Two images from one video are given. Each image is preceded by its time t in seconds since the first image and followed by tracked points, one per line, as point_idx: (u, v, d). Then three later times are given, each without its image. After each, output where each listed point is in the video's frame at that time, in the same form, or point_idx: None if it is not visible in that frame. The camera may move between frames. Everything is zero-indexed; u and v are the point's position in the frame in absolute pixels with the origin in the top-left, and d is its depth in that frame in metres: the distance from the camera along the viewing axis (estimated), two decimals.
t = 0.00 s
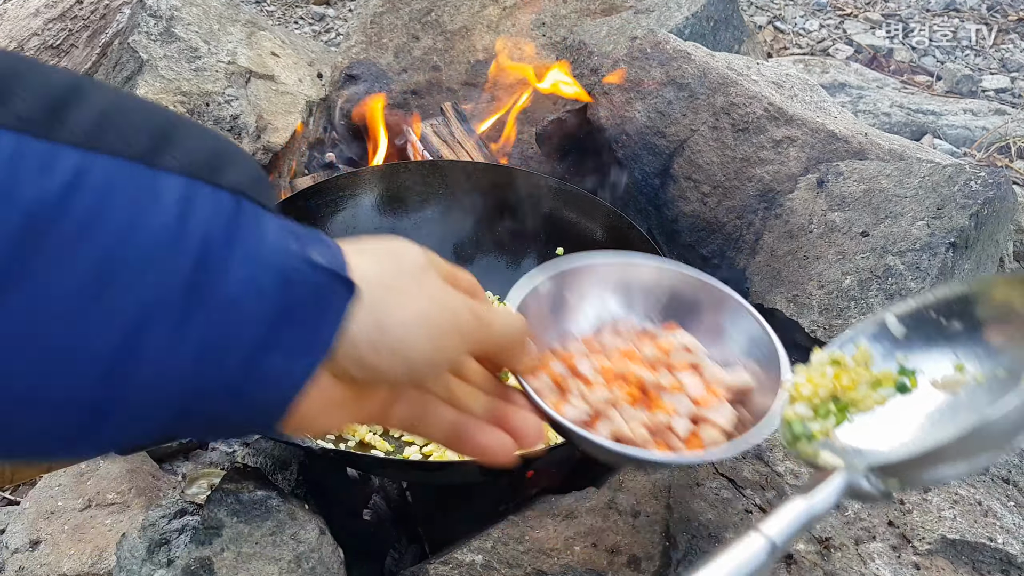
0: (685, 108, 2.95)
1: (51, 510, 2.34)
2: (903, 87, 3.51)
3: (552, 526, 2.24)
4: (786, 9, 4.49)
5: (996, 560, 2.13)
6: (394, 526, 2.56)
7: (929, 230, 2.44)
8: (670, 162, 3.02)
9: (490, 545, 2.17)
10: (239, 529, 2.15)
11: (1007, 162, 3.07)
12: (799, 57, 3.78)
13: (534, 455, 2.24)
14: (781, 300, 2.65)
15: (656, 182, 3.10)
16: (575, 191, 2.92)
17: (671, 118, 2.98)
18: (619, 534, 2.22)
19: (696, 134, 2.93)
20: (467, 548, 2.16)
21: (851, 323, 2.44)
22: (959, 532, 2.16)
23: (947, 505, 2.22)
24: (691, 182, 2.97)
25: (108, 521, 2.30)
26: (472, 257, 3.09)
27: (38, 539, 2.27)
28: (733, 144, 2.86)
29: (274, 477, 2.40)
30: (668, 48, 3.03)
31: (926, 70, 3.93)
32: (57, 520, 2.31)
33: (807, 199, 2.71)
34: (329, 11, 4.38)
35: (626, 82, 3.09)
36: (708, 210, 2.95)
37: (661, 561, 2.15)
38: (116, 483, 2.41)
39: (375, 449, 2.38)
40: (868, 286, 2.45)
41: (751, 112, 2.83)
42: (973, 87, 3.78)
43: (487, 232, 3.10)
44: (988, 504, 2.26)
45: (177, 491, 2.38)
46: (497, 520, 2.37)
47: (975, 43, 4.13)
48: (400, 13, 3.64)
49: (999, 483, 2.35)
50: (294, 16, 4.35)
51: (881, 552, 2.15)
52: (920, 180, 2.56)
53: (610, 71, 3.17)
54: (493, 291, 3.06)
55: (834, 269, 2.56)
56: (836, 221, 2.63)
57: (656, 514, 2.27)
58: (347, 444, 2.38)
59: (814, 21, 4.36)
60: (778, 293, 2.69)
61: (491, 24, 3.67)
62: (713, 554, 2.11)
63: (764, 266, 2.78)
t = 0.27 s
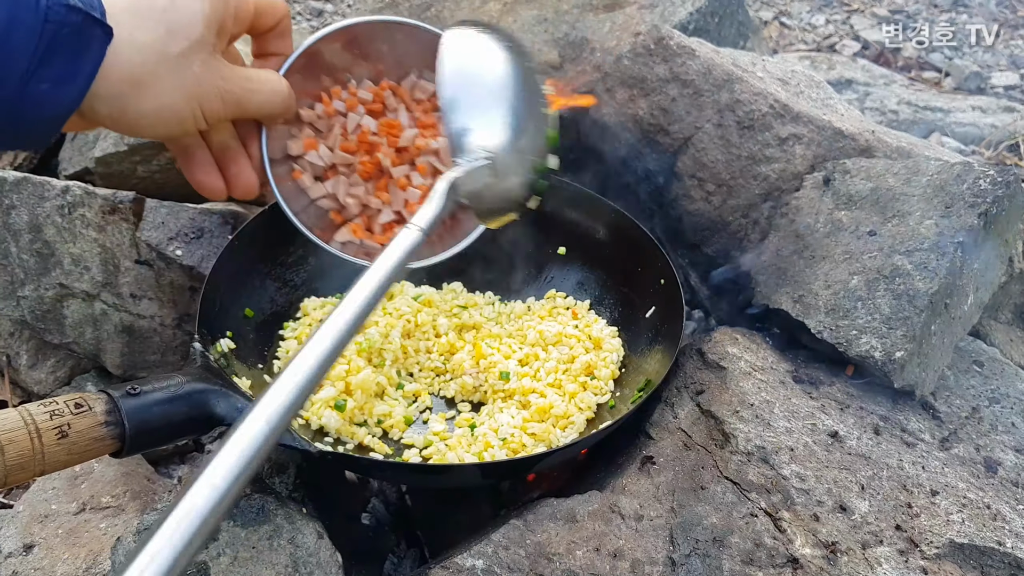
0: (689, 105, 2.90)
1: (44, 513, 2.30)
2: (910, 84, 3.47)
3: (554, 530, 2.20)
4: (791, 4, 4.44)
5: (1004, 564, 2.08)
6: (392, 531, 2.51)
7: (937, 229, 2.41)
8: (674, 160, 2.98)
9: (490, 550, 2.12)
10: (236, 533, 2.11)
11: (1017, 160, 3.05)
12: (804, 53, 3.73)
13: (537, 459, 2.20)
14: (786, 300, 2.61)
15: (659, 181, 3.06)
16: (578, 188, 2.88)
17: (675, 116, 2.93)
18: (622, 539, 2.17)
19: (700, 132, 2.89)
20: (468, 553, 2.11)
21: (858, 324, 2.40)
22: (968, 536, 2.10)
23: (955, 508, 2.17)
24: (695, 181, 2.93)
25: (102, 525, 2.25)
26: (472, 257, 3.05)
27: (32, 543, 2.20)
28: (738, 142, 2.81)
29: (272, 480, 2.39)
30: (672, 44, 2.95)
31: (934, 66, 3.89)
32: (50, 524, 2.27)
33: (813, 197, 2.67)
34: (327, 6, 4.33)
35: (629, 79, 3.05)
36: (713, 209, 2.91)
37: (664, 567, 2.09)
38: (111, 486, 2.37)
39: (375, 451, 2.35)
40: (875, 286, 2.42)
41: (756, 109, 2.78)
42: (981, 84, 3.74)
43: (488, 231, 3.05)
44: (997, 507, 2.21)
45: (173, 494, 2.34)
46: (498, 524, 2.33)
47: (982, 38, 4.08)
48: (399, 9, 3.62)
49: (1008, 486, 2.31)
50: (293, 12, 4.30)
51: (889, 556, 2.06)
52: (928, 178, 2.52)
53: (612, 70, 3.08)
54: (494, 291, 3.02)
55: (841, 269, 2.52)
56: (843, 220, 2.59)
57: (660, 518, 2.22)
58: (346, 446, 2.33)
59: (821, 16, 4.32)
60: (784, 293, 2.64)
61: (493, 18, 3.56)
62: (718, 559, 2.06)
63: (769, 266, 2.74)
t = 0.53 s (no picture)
0: (691, 104, 2.89)
1: (42, 515, 2.29)
2: (914, 83, 3.46)
3: (556, 531, 2.18)
4: (794, 3, 4.43)
5: (1008, 566, 2.06)
6: (393, 532, 2.50)
7: (940, 229, 2.40)
8: (677, 159, 2.97)
9: (491, 551, 2.11)
10: (236, 534, 2.10)
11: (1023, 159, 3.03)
12: (807, 52, 3.72)
13: (538, 459, 2.19)
14: (789, 300, 2.60)
15: (662, 180, 3.04)
16: (579, 188, 2.88)
17: (677, 115, 2.92)
18: (624, 540, 2.15)
19: (703, 131, 2.88)
20: (469, 554, 2.09)
21: (861, 324, 2.38)
22: (972, 538, 2.08)
23: (959, 510, 2.16)
24: (698, 180, 2.92)
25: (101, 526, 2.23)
26: (472, 257, 3.04)
27: (29, 545, 2.20)
28: (740, 141, 2.80)
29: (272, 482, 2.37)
30: (674, 43, 2.94)
31: (938, 65, 3.87)
32: (49, 525, 2.26)
33: (816, 197, 2.66)
34: (328, 5, 4.32)
35: (631, 78, 3.04)
36: (716, 209, 2.89)
37: (667, 568, 2.07)
38: (110, 487, 2.35)
39: (375, 452, 2.33)
40: (878, 286, 2.41)
41: (759, 108, 2.77)
42: (986, 83, 3.73)
43: (489, 231, 3.04)
44: (1001, 509, 2.19)
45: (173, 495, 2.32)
46: (499, 525, 2.32)
47: (987, 37, 4.07)
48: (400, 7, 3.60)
49: (1012, 487, 2.29)
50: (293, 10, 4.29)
51: (892, 558, 2.04)
52: (932, 178, 2.50)
53: (615, 68, 3.10)
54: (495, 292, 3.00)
55: (844, 269, 2.50)
56: (846, 220, 2.58)
57: (662, 519, 2.21)
58: (346, 446, 2.32)
59: (824, 15, 4.31)
60: (787, 293, 2.63)
61: (494, 18, 3.61)
62: (720, 561, 2.05)
63: (772, 266, 2.73)
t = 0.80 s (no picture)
0: (694, 102, 2.86)
1: (38, 518, 2.27)
2: (919, 80, 3.42)
3: (558, 534, 2.15)
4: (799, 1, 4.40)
5: (1016, 570, 2.03)
6: (393, 534, 2.45)
7: (947, 228, 2.37)
8: (680, 158, 2.94)
9: (493, 554, 2.07)
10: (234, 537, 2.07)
11: None
12: (812, 49, 3.69)
13: (540, 461, 2.16)
14: (793, 300, 2.57)
15: (664, 179, 3.01)
16: (581, 187, 2.85)
17: (680, 113, 2.88)
18: (626, 543, 2.12)
19: (706, 129, 2.84)
20: (470, 557, 2.06)
21: (866, 324, 2.35)
22: (978, 541, 2.05)
23: (966, 512, 2.12)
24: (701, 179, 2.88)
25: (97, 529, 2.21)
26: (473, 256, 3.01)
27: (25, 548, 2.18)
28: (744, 139, 2.77)
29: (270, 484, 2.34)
30: (677, 40, 2.90)
31: (944, 63, 3.84)
32: (45, 528, 2.23)
33: (821, 196, 2.63)
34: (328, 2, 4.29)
35: (633, 75, 3.00)
36: (719, 208, 2.86)
37: (670, 571, 2.04)
38: (106, 489, 2.32)
39: (375, 454, 2.30)
40: (883, 286, 2.38)
41: (763, 106, 2.74)
42: (993, 80, 3.70)
43: (490, 230, 3.01)
44: (1009, 511, 2.16)
45: (170, 498, 2.30)
46: (500, 528, 2.28)
47: (994, 35, 4.04)
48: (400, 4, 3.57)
49: (1020, 489, 2.26)
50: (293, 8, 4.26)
51: (898, 561, 2.01)
52: (938, 176, 2.47)
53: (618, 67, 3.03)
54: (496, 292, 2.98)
55: (849, 268, 2.47)
56: (851, 219, 2.54)
57: (665, 521, 2.17)
58: (347, 448, 2.30)
59: (828, 12, 4.28)
60: (791, 293, 2.60)
61: (495, 15, 3.57)
62: (723, 564, 2.01)
63: (776, 265, 2.70)
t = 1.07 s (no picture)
0: (698, 100, 2.83)
1: (34, 520, 2.24)
2: (925, 78, 3.39)
3: (560, 537, 2.12)
4: None
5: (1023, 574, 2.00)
6: (393, 537, 2.41)
7: (953, 228, 2.34)
8: (683, 157, 2.91)
9: (494, 557, 2.04)
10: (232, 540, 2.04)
11: None
12: (817, 47, 3.66)
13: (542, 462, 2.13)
14: (798, 301, 2.54)
15: (668, 177, 2.98)
16: (584, 185, 2.82)
17: (684, 111, 2.85)
18: (629, 546, 2.09)
19: (709, 127, 2.81)
20: (471, 560, 2.03)
21: (872, 325, 2.32)
22: (985, 544, 2.02)
23: (972, 515, 2.09)
24: (704, 178, 2.85)
25: (94, 532, 2.18)
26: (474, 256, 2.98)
27: (21, 551, 2.16)
28: (748, 138, 2.74)
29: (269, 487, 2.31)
30: (680, 38, 2.87)
31: (950, 60, 3.81)
32: (41, 531, 2.21)
33: (826, 195, 2.60)
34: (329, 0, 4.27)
35: (636, 73, 2.97)
36: (723, 207, 2.83)
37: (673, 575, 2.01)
38: (103, 492, 2.29)
39: (375, 456, 2.26)
40: (889, 286, 2.35)
41: (767, 104, 2.71)
42: (999, 78, 3.66)
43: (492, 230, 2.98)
44: (1016, 514, 2.12)
45: (168, 501, 2.27)
46: (502, 531, 2.25)
47: (1001, 33, 4.01)
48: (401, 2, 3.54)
49: None
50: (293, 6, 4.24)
51: (904, 565, 1.98)
52: (943, 175, 2.44)
53: (620, 63, 3.02)
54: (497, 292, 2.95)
55: (854, 268, 2.44)
56: (856, 218, 2.51)
57: (668, 524, 2.14)
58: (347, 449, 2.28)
59: (833, 9, 4.25)
60: (796, 293, 2.57)
61: (496, 13, 3.55)
62: (727, 567, 1.99)
63: (781, 265, 2.67)
